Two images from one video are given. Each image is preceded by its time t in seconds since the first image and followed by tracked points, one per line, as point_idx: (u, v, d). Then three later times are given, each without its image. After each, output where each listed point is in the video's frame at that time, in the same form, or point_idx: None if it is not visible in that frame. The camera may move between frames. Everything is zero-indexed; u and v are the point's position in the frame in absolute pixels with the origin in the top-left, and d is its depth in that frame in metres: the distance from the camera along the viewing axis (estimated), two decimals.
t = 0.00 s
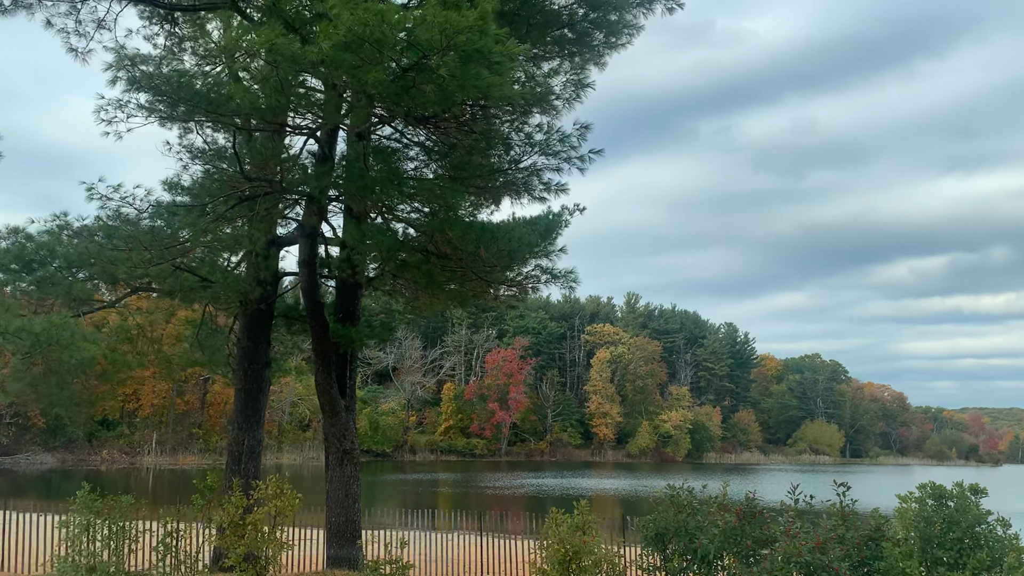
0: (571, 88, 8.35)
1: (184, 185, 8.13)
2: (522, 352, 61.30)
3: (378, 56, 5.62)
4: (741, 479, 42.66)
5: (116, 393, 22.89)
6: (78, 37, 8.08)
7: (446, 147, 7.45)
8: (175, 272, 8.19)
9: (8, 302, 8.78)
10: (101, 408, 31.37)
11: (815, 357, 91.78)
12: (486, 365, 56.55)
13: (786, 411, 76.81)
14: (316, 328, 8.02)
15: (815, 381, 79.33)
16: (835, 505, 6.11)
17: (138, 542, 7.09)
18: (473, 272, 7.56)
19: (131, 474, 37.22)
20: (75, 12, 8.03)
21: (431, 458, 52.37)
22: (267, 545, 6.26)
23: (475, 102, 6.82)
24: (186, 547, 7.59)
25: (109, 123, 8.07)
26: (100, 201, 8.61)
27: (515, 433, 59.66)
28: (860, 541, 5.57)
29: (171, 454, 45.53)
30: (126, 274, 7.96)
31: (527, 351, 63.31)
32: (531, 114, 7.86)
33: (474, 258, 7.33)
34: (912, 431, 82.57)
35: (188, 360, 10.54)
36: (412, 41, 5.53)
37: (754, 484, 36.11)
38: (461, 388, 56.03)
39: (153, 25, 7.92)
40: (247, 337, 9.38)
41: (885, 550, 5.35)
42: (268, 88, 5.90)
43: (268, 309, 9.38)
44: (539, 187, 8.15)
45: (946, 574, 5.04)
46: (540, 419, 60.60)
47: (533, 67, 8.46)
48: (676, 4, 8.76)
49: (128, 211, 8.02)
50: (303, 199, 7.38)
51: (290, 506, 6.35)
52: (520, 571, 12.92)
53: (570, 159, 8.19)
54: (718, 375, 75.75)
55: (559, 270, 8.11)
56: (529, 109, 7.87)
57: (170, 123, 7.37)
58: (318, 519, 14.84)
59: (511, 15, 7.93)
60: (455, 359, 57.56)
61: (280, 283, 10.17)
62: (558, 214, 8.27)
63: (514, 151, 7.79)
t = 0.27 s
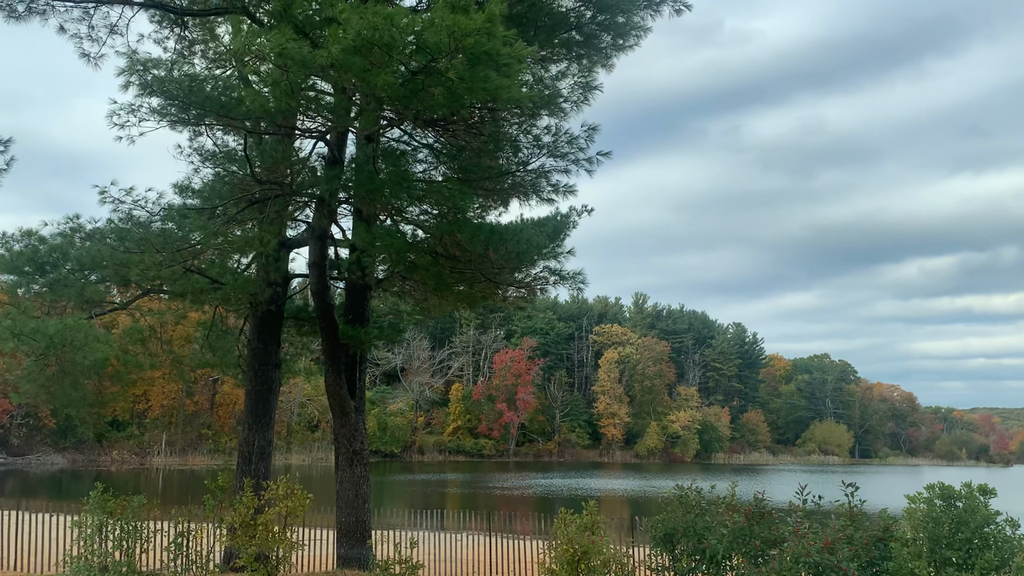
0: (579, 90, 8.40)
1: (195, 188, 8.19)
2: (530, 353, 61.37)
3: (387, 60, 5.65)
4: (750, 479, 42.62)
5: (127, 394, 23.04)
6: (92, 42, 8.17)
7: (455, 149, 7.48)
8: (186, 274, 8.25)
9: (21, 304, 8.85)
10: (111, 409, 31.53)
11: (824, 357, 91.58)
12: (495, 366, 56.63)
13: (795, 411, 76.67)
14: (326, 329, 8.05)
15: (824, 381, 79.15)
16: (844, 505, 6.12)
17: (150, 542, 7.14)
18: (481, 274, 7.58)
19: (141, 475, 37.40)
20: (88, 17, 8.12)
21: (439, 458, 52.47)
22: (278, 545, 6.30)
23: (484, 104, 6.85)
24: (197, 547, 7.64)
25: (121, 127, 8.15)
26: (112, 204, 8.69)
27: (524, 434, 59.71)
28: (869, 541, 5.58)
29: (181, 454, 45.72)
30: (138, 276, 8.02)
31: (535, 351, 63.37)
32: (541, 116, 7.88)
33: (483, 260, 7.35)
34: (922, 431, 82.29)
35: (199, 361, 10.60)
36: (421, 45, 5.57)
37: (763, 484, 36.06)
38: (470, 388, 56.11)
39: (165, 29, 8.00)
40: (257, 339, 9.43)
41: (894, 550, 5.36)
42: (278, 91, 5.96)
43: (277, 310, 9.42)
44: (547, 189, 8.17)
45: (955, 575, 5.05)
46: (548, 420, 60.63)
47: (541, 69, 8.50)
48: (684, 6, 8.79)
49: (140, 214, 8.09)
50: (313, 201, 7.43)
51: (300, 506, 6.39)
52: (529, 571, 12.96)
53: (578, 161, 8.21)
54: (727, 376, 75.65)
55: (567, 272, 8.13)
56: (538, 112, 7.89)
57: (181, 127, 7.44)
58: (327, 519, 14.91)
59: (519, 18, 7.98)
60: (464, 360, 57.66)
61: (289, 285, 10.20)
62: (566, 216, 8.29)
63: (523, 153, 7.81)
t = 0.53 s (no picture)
0: (584, 90, 8.39)
1: (200, 189, 8.20)
2: (535, 353, 61.37)
3: (390, 60, 5.65)
4: (755, 479, 42.54)
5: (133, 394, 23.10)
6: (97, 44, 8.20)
7: (459, 149, 7.48)
8: (191, 275, 8.26)
9: (27, 304, 8.87)
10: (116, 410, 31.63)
11: (829, 357, 91.42)
12: (499, 366, 56.64)
13: (800, 411, 76.55)
14: (331, 330, 8.05)
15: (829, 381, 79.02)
16: (850, 505, 6.09)
17: (155, 543, 7.15)
18: (485, 274, 7.57)
19: (146, 475, 37.51)
20: (94, 20, 8.16)
21: (444, 459, 52.47)
22: (284, 545, 6.30)
23: (488, 104, 6.83)
24: (202, 547, 7.64)
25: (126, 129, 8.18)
26: (117, 205, 8.71)
27: (528, 434, 59.71)
28: (875, 542, 5.56)
29: (186, 455, 45.83)
30: (143, 277, 8.03)
31: (540, 352, 63.38)
32: (544, 116, 7.87)
33: (487, 260, 7.34)
34: (928, 431, 82.09)
35: (205, 362, 10.61)
36: (425, 44, 5.57)
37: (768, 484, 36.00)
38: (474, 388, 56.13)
39: (170, 30, 8.02)
40: (262, 339, 9.43)
41: (900, 550, 5.34)
42: (283, 92, 5.95)
43: (282, 311, 9.43)
44: (551, 189, 8.16)
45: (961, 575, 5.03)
46: (553, 420, 60.61)
47: (545, 69, 8.49)
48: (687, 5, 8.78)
49: (145, 214, 8.10)
50: (318, 202, 7.43)
51: (305, 506, 6.39)
52: (534, 571, 12.96)
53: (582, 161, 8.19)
54: (732, 376, 75.57)
55: (572, 272, 8.11)
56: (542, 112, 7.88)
57: (186, 128, 7.45)
58: (333, 519, 14.92)
59: (522, 18, 7.98)
60: (468, 361, 57.68)
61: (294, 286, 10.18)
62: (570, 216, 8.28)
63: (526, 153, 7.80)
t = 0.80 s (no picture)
0: (586, 89, 8.38)
1: (203, 189, 8.23)
2: (538, 353, 61.37)
3: (393, 59, 5.66)
4: (758, 479, 42.50)
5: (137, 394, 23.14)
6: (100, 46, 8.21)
7: (462, 149, 7.48)
8: (194, 275, 8.29)
9: (30, 305, 8.90)
10: (119, 410, 31.67)
11: (833, 357, 91.34)
12: (503, 366, 56.66)
13: (804, 411, 76.47)
14: (334, 330, 8.05)
15: (832, 380, 78.95)
16: (853, 504, 6.09)
17: (159, 542, 7.15)
18: (488, 274, 7.58)
19: (150, 475, 37.59)
20: (96, 21, 8.17)
21: (447, 459, 52.49)
22: (287, 545, 6.31)
23: (490, 104, 6.83)
24: (206, 547, 7.65)
25: (128, 128, 8.18)
26: (120, 206, 8.73)
27: (531, 434, 59.73)
28: (878, 541, 5.56)
29: (190, 455, 45.88)
30: (147, 277, 8.06)
31: (542, 351, 63.40)
32: (547, 116, 7.87)
33: (490, 260, 7.34)
34: (932, 430, 81.99)
35: (208, 361, 10.62)
36: (427, 44, 5.57)
37: (771, 484, 35.95)
38: (478, 388, 56.15)
39: (173, 31, 8.05)
40: (265, 338, 9.45)
41: (903, 549, 5.33)
42: (285, 91, 5.96)
43: (285, 310, 9.45)
44: (554, 188, 8.16)
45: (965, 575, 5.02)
46: (556, 420, 60.61)
47: (548, 68, 8.49)
48: (690, 4, 8.78)
49: (148, 214, 8.13)
50: (320, 202, 7.45)
51: (309, 506, 6.39)
52: (537, 570, 12.97)
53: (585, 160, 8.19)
54: (735, 375, 75.50)
55: (575, 272, 8.11)
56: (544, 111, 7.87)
57: (189, 128, 7.47)
58: (336, 519, 14.94)
59: (524, 18, 7.99)
60: (471, 361, 57.71)
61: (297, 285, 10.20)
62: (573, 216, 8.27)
63: (529, 153, 7.80)
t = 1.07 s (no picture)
0: (588, 89, 8.36)
1: (205, 190, 8.24)
2: (540, 353, 61.38)
3: (394, 61, 5.65)
4: (761, 479, 42.50)
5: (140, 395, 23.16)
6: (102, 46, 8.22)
7: (463, 149, 7.47)
8: (196, 276, 8.30)
9: (32, 305, 8.91)
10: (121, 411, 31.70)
11: (835, 356, 91.31)
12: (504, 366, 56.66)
13: (806, 410, 76.42)
14: (335, 331, 8.05)
15: (834, 380, 78.89)
16: (855, 504, 6.08)
17: (161, 543, 7.17)
18: (490, 274, 7.58)
19: (152, 476, 37.60)
20: (98, 22, 8.17)
21: (449, 459, 52.50)
22: (289, 545, 6.32)
23: (492, 103, 6.81)
24: (208, 547, 7.65)
25: (130, 130, 8.19)
26: (122, 207, 8.73)
27: (533, 434, 59.73)
28: (880, 541, 5.55)
29: (192, 455, 45.91)
30: (149, 278, 8.07)
31: (544, 351, 63.40)
32: (549, 116, 7.86)
33: (492, 260, 7.34)
34: (934, 430, 81.90)
35: (210, 362, 10.63)
36: (429, 45, 5.56)
37: (773, 484, 35.88)
38: (479, 388, 56.13)
39: (174, 31, 8.06)
40: (267, 339, 9.44)
41: (905, 550, 5.33)
42: (287, 93, 5.96)
43: (287, 310, 9.45)
44: (555, 189, 8.16)
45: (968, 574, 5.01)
46: (558, 420, 60.62)
47: (549, 69, 8.49)
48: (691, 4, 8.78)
49: (150, 215, 8.14)
50: (322, 203, 7.45)
51: (311, 507, 6.41)
52: (539, 571, 12.96)
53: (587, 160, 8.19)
54: (737, 375, 75.44)
55: (576, 272, 8.11)
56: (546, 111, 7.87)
57: (191, 130, 7.48)
58: (339, 519, 14.96)
59: (525, 19, 7.99)
60: (472, 360, 57.72)
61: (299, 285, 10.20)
62: (575, 216, 8.26)
63: (531, 153, 7.80)
